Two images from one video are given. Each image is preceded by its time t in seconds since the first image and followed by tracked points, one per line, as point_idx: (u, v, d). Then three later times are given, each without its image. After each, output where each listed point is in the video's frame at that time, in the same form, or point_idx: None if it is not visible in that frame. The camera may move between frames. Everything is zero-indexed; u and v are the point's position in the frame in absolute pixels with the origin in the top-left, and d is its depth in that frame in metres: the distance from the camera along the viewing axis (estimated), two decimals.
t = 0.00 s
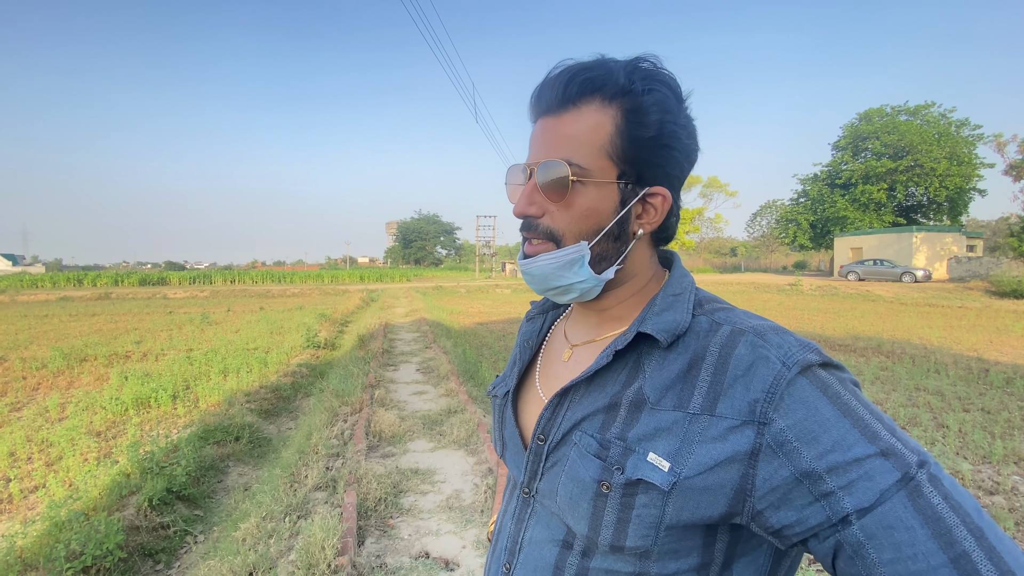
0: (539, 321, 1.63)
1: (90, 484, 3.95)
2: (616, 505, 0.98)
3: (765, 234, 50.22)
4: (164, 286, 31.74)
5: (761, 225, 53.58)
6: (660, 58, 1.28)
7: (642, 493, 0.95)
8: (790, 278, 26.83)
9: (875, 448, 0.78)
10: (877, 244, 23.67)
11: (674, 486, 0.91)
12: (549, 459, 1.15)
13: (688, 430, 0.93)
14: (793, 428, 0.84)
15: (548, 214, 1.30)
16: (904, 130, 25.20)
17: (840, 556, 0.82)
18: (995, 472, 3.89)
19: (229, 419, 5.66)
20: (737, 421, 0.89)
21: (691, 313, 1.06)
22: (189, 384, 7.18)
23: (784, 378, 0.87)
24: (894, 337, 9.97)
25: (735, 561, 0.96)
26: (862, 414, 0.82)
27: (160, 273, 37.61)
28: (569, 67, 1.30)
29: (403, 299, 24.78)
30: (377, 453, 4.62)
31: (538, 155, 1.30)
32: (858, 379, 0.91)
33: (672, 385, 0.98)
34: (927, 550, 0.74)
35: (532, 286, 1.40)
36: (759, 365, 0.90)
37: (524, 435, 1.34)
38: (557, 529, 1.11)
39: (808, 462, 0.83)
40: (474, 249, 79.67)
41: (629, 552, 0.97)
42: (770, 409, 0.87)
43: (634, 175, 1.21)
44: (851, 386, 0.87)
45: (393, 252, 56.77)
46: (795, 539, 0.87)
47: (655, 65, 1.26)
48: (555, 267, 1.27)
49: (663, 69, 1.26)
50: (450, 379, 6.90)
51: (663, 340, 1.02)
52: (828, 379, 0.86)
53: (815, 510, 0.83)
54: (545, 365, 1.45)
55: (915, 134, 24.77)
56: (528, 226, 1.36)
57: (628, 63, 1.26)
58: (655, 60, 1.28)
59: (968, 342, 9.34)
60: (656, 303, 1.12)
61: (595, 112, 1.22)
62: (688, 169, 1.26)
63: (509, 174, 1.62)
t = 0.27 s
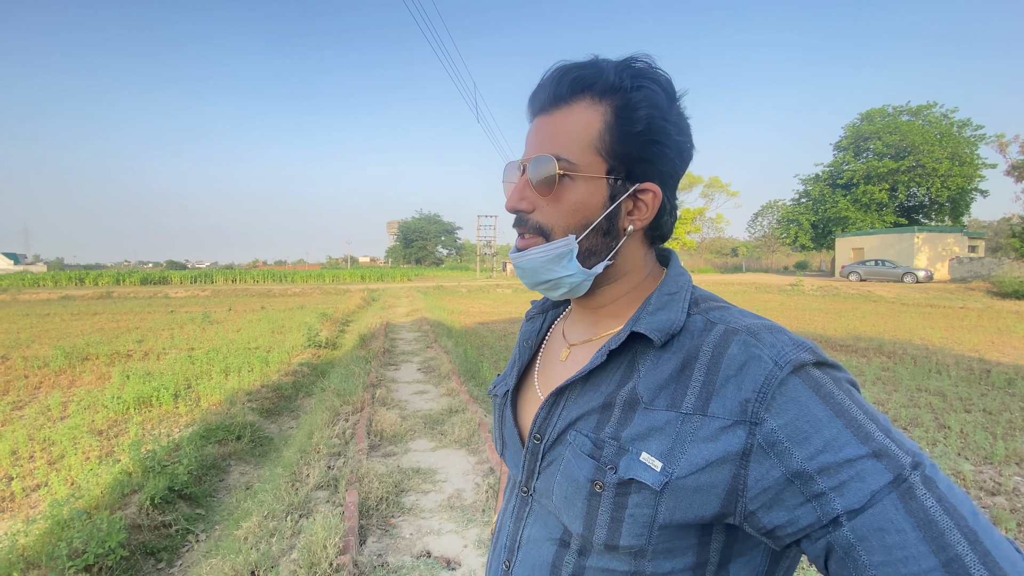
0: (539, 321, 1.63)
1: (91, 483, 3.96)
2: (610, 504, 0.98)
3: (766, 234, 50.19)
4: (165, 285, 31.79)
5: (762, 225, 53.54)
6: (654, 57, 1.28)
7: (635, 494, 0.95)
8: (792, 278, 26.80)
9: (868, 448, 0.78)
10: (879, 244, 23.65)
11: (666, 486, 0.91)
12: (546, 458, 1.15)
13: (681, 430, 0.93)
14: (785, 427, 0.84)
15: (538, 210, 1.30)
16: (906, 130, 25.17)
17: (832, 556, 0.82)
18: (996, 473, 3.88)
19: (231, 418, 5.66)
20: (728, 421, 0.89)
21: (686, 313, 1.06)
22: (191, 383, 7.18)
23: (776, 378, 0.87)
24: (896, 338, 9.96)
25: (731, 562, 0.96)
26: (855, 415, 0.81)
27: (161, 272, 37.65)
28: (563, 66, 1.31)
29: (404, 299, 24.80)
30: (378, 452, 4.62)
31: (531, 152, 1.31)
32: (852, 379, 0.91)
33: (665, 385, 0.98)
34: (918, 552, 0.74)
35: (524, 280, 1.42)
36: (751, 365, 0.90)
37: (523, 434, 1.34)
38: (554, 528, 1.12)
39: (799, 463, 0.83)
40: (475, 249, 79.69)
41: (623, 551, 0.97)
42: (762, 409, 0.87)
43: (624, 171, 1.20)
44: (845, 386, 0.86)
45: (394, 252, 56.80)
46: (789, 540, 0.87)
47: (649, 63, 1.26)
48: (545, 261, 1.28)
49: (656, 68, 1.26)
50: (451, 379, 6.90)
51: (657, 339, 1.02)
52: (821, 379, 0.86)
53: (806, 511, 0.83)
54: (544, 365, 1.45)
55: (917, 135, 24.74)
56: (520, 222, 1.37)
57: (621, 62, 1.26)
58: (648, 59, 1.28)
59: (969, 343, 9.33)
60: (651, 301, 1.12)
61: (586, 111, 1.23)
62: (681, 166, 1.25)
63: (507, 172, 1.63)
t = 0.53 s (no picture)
0: (542, 320, 1.63)
1: (93, 481, 3.96)
2: (610, 504, 0.98)
3: (767, 234, 50.13)
4: (166, 284, 31.83)
5: (763, 225, 53.51)
6: (662, 59, 1.28)
7: (635, 493, 0.95)
8: (793, 278, 26.78)
9: (868, 451, 0.78)
10: (880, 245, 23.62)
11: (666, 486, 0.92)
12: (547, 457, 1.16)
13: (682, 430, 0.93)
14: (786, 429, 0.84)
15: (542, 209, 1.31)
16: (907, 130, 25.14)
17: (832, 559, 0.82)
18: (998, 474, 3.88)
19: (232, 417, 5.67)
20: (729, 422, 0.89)
21: (687, 314, 1.06)
22: (192, 382, 7.19)
23: (777, 380, 0.87)
24: (897, 339, 9.95)
25: (731, 562, 0.96)
26: (857, 417, 0.82)
27: (162, 271, 37.68)
28: (571, 66, 1.32)
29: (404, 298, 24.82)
30: (379, 451, 4.63)
31: (536, 151, 1.31)
32: (853, 382, 0.91)
33: (666, 385, 0.98)
34: (918, 555, 0.74)
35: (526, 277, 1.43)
36: (752, 366, 0.90)
37: (524, 434, 1.34)
38: (555, 527, 1.12)
39: (800, 464, 0.83)
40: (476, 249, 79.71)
41: (623, 550, 0.97)
42: (764, 410, 0.87)
43: (628, 172, 1.20)
44: (845, 388, 0.87)
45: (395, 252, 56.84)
46: (788, 542, 0.88)
47: (657, 66, 1.26)
48: (547, 259, 1.29)
49: (664, 70, 1.26)
50: (452, 379, 6.91)
51: (659, 340, 1.02)
52: (822, 382, 0.86)
53: (806, 513, 0.83)
54: (546, 364, 1.46)
55: (919, 135, 24.72)
56: (524, 220, 1.38)
57: (628, 63, 1.26)
58: (657, 62, 1.28)
59: (970, 344, 9.33)
60: (654, 302, 1.12)
61: (591, 111, 1.23)
62: (685, 169, 1.24)
63: (512, 170, 1.64)
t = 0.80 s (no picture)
0: (545, 321, 1.63)
1: (94, 481, 3.97)
2: (614, 503, 0.99)
3: (768, 235, 50.09)
4: (167, 284, 31.84)
5: (764, 226, 53.47)
6: (667, 62, 1.28)
7: (638, 492, 0.95)
8: (793, 279, 26.75)
9: (871, 449, 0.79)
10: (881, 245, 23.61)
11: (669, 485, 0.92)
12: (551, 456, 1.16)
13: (685, 429, 0.93)
14: (790, 427, 0.84)
15: (546, 208, 1.31)
16: (908, 131, 25.14)
17: (835, 557, 0.83)
18: (998, 475, 3.88)
19: (232, 417, 5.67)
20: (733, 420, 0.90)
21: (690, 314, 1.07)
22: (192, 382, 7.19)
23: (781, 379, 0.88)
24: (898, 339, 9.94)
25: (734, 561, 0.96)
26: (860, 415, 0.82)
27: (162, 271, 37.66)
28: (576, 67, 1.32)
29: (405, 298, 24.82)
30: (380, 451, 4.63)
31: (541, 151, 1.32)
32: (856, 381, 0.91)
33: (671, 385, 0.99)
34: (921, 553, 0.74)
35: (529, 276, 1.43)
36: (756, 366, 0.91)
37: (528, 433, 1.34)
38: (559, 526, 1.12)
39: (803, 463, 0.83)
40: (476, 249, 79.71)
41: (627, 550, 0.98)
42: (767, 409, 0.87)
43: (632, 173, 1.21)
44: (847, 386, 0.87)
45: (395, 252, 56.84)
46: (792, 541, 0.88)
47: (662, 69, 1.27)
48: (551, 257, 1.29)
49: (669, 73, 1.26)
50: (453, 379, 6.91)
51: (663, 339, 1.03)
52: (825, 381, 0.86)
53: (809, 511, 0.83)
54: (549, 365, 1.46)
55: (919, 136, 24.72)
56: (527, 219, 1.38)
57: (633, 66, 1.26)
58: (662, 64, 1.28)
59: (971, 344, 9.34)
60: (656, 302, 1.12)
61: (596, 113, 1.24)
62: (689, 171, 1.24)
63: (516, 170, 1.64)
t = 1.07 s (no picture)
0: (547, 321, 1.64)
1: (94, 480, 3.97)
2: (615, 502, 0.99)
3: (768, 235, 50.08)
4: (167, 284, 31.82)
5: (764, 226, 53.46)
6: (669, 64, 1.29)
7: (640, 491, 0.96)
8: (793, 279, 26.74)
9: (873, 450, 0.79)
10: (880, 246, 23.62)
11: (671, 484, 0.92)
12: (553, 455, 1.16)
13: (687, 429, 0.94)
14: (792, 427, 0.85)
15: (548, 210, 1.32)
16: (908, 131, 25.14)
17: (837, 557, 0.83)
18: (998, 475, 3.88)
19: (232, 417, 5.67)
20: (734, 420, 0.90)
21: (692, 314, 1.07)
22: (192, 381, 7.19)
23: (782, 378, 0.88)
24: (898, 340, 9.93)
25: (736, 561, 0.97)
26: (861, 415, 0.82)
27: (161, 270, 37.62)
28: (579, 70, 1.32)
29: (405, 298, 24.79)
30: (380, 451, 4.63)
31: (544, 153, 1.32)
32: (856, 381, 0.92)
33: (672, 385, 0.99)
34: (922, 553, 0.74)
35: (532, 277, 1.43)
36: (758, 365, 0.91)
37: (530, 433, 1.34)
38: (560, 525, 1.12)
39: (804, 463, 0.84)
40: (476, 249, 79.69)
41: (628, 548, 0.98)
42: (768, 409, 0.87)
43: (634, 174, 1.21)
44: (849, 387, 0.87)
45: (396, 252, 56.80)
46: (793, 540, 0.88)
47: (665, 71, 1.27)
48: (554, 258, 1.30)
49: (671, 75, 1.27)
50: (453, 379, 6.90)
51: (664, 339, 1.03)
52: (828, 381, 0.86)
53: (811, 511, 0.84)
54: (551, 364, 1.46)
55: (920, 136, 24.71)
56: (530, 221, 1.38)
57: (635, 67, 1.26)
58: (664, 66, 1.28)
59: (971, 345, 9.33)
60: (658, 302, 1.13)
61: (599, 114, 1.24)
62: (691, 172, 1.24)
63: (519, 171, 1.64)
